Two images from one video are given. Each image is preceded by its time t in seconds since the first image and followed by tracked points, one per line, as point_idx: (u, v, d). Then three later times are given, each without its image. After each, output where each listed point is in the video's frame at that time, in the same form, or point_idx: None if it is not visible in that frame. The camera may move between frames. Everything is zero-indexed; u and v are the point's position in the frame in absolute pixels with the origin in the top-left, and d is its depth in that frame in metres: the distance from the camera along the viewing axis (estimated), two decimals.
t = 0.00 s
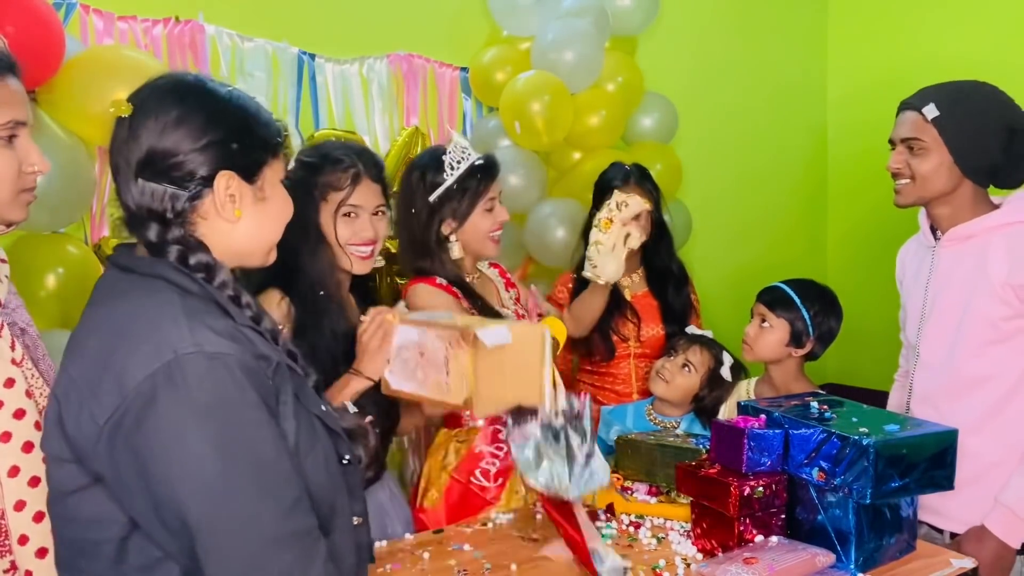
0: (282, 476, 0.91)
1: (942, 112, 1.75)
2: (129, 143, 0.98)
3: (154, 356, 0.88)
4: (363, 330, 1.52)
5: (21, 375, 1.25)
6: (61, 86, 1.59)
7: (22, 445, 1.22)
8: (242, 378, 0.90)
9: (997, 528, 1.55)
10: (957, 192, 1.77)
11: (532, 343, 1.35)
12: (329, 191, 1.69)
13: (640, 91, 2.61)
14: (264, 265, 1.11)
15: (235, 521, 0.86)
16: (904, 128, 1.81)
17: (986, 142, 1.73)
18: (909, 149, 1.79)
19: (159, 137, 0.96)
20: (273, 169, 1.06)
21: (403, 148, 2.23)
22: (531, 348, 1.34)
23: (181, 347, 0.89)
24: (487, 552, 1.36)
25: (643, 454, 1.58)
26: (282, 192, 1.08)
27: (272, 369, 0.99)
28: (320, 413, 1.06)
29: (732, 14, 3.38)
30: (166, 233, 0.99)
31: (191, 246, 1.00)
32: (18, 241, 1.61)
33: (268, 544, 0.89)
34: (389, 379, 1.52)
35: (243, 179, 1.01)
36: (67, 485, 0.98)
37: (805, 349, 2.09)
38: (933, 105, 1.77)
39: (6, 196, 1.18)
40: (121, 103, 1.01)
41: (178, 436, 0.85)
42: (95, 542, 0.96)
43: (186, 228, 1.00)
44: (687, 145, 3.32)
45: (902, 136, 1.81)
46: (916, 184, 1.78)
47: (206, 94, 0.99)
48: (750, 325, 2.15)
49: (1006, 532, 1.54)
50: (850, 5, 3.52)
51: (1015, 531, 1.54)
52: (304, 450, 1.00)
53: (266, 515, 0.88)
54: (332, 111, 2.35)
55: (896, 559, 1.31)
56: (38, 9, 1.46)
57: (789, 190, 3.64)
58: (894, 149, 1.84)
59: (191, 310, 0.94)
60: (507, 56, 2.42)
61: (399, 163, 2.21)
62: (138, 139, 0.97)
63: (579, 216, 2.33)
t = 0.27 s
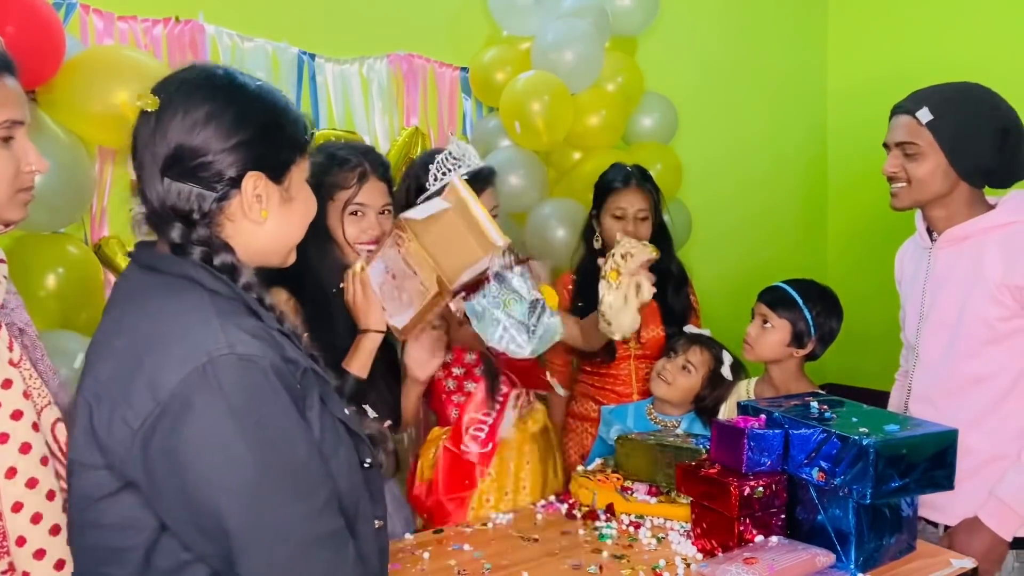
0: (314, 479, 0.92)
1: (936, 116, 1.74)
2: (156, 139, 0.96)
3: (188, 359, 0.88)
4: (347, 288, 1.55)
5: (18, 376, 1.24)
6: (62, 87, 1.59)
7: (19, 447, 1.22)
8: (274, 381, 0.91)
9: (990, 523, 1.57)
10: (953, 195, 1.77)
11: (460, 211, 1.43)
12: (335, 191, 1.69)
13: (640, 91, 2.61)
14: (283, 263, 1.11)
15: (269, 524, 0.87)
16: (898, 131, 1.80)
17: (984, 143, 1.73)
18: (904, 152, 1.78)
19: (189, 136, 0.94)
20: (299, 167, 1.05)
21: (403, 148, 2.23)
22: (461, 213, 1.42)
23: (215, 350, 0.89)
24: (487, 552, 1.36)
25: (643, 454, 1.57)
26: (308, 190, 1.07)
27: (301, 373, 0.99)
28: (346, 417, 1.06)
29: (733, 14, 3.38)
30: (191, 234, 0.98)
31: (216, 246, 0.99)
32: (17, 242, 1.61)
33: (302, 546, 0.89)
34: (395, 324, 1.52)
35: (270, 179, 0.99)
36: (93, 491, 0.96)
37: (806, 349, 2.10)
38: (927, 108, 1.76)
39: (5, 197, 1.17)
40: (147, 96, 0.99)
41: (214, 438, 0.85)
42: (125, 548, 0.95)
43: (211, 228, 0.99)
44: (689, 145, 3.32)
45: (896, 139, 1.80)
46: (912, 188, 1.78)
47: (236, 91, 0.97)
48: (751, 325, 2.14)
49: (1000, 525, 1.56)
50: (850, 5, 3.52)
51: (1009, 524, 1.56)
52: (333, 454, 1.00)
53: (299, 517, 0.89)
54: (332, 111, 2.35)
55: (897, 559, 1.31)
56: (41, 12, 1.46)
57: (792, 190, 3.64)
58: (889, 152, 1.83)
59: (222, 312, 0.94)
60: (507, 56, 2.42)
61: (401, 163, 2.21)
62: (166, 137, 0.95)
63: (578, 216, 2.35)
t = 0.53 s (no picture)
0: (320, 477, 0.92)
1: (940, 117, 1.73)
2: (187, 139, 0.97)
3: (194, 358, 0.88)
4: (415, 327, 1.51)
5: (18, 377, 1.25)
6: (63, 88, 1.58)
7: (21, 448, 1.22)
8: (279, 380, 0.91)
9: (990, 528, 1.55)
10: (957, 196, 1.76)
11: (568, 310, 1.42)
12: (351, 190, 1.70)
13: (640, 91, 2.61)
14: (308, 269, 1.10)
15: (274, 523, 0.87)
16: (901, 135, 1.78)
17: (983, 143, 1.73)
18: (908, 156, 1.76)
19: (218, 141, 0.94)
20: (328, 179, 1.03)
21: (404, 148, 2.23)
22: (564, 319, 1.42)
23: (221, 349, 0.89)
24: (487, 552, 1.36)
25: (643, 455, 1.58)
26: (336, 204, 1.05)
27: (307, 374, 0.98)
28: (355, 418, 1.06)
29: (733, 14, 3.38)
30: (209, 235, 0.99)
31: (233, 250, 0.99)
32: (18, 244, 1.60)
33: (308, 545, 0.89)
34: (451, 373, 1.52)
35: (295, 191, 0.98)
36: (101, 488, 0.96)
37: (811, 350, 2.10)
38: (930, 110, 1.75)
39: (5, 196, 1.19)
40: (189, 94, 0.99)
41: (219, 438, 0.85)
42: (134, 545, 0.95)
43: (230, 232, 0.99)
44: (689, 145, 3.32)
45: (898, 143, 1.78)
46: (918, 191, 1.76)
47: (270, 99, 0.96)
48: (757, 326, 2.14)
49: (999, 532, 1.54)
50: (849, 5, 3.52)
51: (1011, 531, 1.54)
52: (341, 455, 0.99)
53: (305, 517, 0.89)
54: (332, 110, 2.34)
55: (897, 559, 1.31)
56: (43, 14, 1.46)
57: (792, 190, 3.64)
58: (890, 157, 1.81)
59: (230, 310, 0.94)
60: (507, 56, 2.43)
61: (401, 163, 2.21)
62: (197, 136, 0.96)
63: (578, 217, 2.34)
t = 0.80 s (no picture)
0: (314, 480, 0.92)
1: (940, 121, 1.73)
2: (200, 136, 0.97)
3: (185, 362, 0.88)
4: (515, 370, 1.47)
5: (19, 378, 1.24)
6: (62, 88, 1.58)
7: (22, 449, 1.22)
8: (271, 385, 0.91)
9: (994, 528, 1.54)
10: (958, 197, 1.76)
11: (686, 411, 1.21)
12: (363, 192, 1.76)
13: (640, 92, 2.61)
14: (310, 275, 1.10)
15: (265, 527, 0.87)
16: (901, 138, 1.77)
17: (982, 143, 1.73)
18: (909, 159, 1.76)
19: (230, 138, 0.95)
20: (336, 187, 1.03)
21: (403, 149, 2.23)
22: (676, 422, 1.22)
23: (213, 354, 0.88)
24: (487, 552, 1.36)
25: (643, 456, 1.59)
26: (343, 211, 1.05)
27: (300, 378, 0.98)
28: (354, 422, 1.05)
29: (733, 14, 3.38)
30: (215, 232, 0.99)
31: (236, 248, 0.99)
32: (18, 242, 1.61)
33: (303, 548, 0.89)
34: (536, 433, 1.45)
35: (301, 194, 0.98)
36: (93, 490, 0.96)
37: (816, 352, 2.12)
38: (929, 114, 1.75)
39: (6, 197, 1.19)
40: (207, 92, 1.01)
41: (210, 443, 0.85)
42: (126, 546, 0.95)
43: (235, 230, 0.99)
44: (689, 145, 3.32)
45: (899, 147, 1.77)
46: (919, 194, 1.76)
47: (285, 100, 0.97)
48: (762, 329, 2.13)
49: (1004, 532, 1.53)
50: (849, 6, 3.52)
51: (1015, 532, 1.53)
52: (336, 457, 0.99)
53: (298, 521, 0.89)
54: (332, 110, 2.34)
55: (897, 559, 1.31)
56: (42, 13, 1.46)
57: (791, 190, 3.64)
58: (890, 161, 1.81)
59: (222, 314, 0.94)
60: (507, 57, 2.43)
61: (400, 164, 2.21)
62: (209, 134, 0.96)
63: (579, 217, 2.34)
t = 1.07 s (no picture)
0: (317, 478, 0.92)
1: (942, 121, 1.72)
2: (204, 133, 0.98)
3: (191, 359, 0.88)
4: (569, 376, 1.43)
5: (20, 378, 1.24)
6: (62, 87, 1.58)
7: (24, 449, 1.22)
8: (276, 382, 0.91)
9: (997, 529, 1.54)
10: (959, 197, 1.76)
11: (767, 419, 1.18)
12: (381, 201, 1.77)
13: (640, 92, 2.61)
14: (305, 285, 1.10)
15: (270, 523, 0.87)
16: (904, 139, 1.76)
17: (983, 143, 1.73)
18: (911, 160, 1.74)
19: (232, 135, 0.95)
20: (338, 190, 1.02)
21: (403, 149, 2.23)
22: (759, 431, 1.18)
23: (219, 350, 0.89)
24: (487, 552, 1.36)
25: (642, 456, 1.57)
26: (345, 215, 1.05)
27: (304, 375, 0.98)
28: (355, 420, 1.05)
29: (733, 13, 3.38)
30: (216, 228, 0.98)
31: (237, 244, 0.98)
32: (18, 242, 1.61)
33: (306, 544, 0.89)
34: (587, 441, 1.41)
35: (301, 194, 0.98)
36: (100, 485, 0.96)
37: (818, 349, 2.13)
38: (932, 113, 1.73)
39: (11, 195, 1.19)
40: (217, 93, 1.02)
41: (215, 438, 0.85)
42: (130, 541, 0.95)
43: (236, 226, 0.99)
44: (689, 145, 3.32)
45: (901, 147, 1.76)
46: (922, 195, 1.75)
47: (289, 100, 0.98)
48: (764, 332, 2.12)
49: (1007, 532, 1.53)
50: (849, 5, 3.52)
51: (1017, 532, 1.53)
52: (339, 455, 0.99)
53: (301, 517, 0.89)
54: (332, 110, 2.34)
55: (897, 559, 1.31)
56: (41, 12, 1.46)
57: (791, 190, 3.65)
58: (891, 161, 1.79)
59: (228, 311, 0.94)
60: (508, 56, 2.43)
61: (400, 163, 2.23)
62: (214, 131, 0.97)
63: (579, 217, 2.35)
